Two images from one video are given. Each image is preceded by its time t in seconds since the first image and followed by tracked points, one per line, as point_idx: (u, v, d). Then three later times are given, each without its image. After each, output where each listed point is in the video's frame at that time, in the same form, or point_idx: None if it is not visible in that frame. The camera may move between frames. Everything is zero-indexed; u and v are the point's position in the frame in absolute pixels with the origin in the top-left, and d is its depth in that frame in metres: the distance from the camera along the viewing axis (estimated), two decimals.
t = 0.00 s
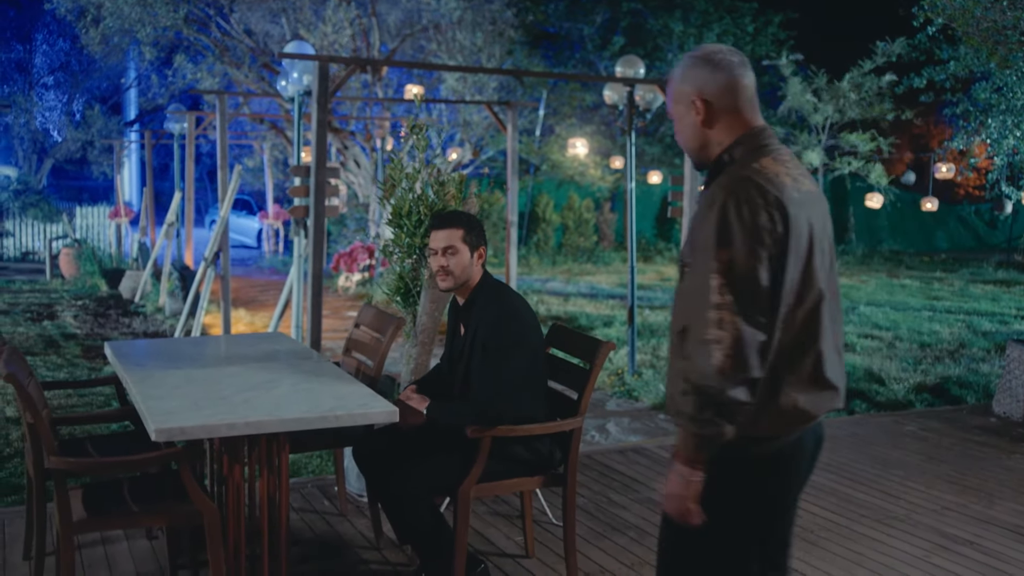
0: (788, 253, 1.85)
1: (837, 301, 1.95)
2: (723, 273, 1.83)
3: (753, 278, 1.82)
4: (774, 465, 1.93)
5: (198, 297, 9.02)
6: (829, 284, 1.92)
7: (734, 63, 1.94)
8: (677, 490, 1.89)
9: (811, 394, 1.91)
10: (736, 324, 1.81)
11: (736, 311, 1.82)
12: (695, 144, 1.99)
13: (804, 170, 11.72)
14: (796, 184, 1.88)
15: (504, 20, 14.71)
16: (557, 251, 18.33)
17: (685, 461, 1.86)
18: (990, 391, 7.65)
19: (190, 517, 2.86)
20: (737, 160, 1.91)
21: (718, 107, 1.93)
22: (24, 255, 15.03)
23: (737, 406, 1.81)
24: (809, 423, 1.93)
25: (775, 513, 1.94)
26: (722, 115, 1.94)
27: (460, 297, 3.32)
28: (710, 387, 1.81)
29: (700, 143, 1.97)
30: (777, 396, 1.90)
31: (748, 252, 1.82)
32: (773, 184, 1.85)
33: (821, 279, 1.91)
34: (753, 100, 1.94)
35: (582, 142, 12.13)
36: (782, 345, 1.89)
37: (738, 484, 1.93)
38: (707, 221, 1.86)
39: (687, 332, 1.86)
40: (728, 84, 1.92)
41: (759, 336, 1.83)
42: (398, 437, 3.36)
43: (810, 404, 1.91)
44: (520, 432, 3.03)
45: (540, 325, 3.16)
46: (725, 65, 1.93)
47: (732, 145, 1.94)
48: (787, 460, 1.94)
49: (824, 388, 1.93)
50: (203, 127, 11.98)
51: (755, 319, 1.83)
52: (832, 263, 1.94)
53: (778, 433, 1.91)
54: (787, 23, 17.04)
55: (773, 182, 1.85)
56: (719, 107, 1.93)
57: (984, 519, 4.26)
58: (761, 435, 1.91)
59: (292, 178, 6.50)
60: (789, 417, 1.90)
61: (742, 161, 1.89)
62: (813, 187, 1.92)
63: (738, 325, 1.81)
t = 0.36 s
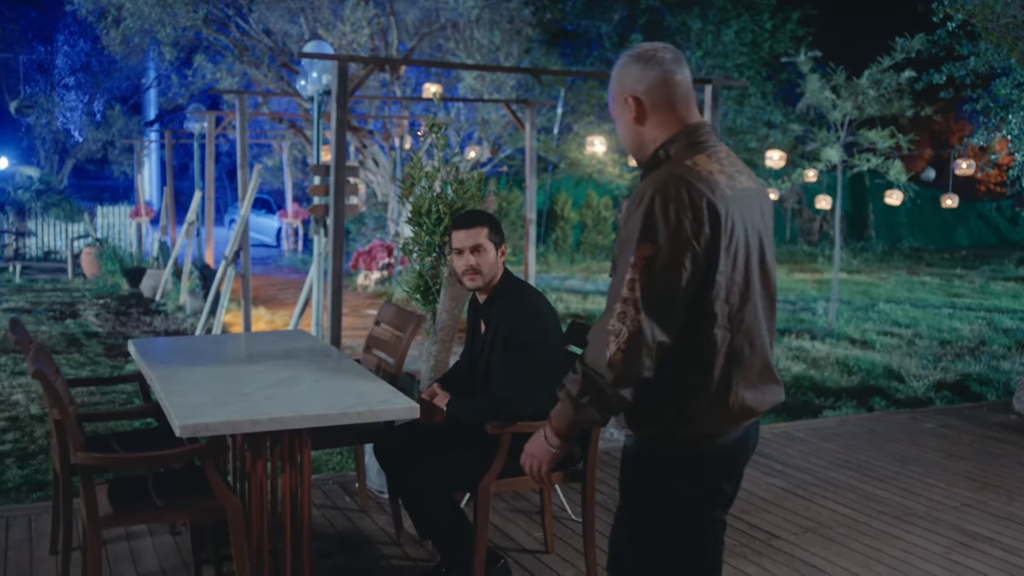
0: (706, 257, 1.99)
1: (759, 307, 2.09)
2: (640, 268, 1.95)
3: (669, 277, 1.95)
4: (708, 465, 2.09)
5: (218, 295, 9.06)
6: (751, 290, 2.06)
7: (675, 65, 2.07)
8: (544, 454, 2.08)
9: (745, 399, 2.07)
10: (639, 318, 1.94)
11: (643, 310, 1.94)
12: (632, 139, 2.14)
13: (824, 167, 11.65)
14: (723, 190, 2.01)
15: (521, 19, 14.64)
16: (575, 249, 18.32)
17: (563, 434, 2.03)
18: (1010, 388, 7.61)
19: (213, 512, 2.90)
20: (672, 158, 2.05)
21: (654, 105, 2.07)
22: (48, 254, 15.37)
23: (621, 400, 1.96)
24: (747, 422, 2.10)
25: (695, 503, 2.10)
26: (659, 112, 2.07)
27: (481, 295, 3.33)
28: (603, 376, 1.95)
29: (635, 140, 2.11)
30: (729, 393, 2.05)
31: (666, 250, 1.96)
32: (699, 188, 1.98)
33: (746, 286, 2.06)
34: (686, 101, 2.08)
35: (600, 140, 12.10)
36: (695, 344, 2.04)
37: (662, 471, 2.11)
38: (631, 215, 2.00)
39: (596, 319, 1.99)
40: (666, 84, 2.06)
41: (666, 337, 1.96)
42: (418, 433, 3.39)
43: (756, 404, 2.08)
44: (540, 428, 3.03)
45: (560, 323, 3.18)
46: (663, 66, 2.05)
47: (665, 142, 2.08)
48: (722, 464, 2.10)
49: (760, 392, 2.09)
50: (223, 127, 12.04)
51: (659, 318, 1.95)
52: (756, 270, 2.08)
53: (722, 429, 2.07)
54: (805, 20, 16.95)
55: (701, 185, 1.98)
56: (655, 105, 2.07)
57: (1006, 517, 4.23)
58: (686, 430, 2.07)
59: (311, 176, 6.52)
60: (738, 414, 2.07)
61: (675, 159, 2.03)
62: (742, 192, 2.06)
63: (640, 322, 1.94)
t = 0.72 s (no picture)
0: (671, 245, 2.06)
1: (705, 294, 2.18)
2: (627, 261, 1.98)
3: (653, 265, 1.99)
4: (687, 449, 2.17)
5: (248, 293, 9.14)
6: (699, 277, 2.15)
7: (598, 76, 2.13)
8: (603, 484, 1.99)
9: (703, 378, 2.14)
10: (644, 308, 1.96)
11: (643, 296, 1.97)
12: (566, 152, 2.16)
13: (852, 163, 11.58)
14: (669, 183, 2.10)
15: (548, 16, 14.76)
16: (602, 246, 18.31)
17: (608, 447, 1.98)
18: None
19: (245, 507, 2.93)
20: (617, 159, 2.09)
21: (584, 112, 2.11)
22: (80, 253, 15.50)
23: (648, 388, 1.96)
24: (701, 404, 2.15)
25: (666, 493, 2.13)
26: (589, 118, 2.11)
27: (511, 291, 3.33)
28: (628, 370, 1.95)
29: (570, 150, 2.14)
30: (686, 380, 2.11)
31: (648, 241, 1.99)
32: (653, 181, 2.05)
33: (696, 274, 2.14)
34: (613, 104, 2.14)
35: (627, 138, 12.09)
36: (675, 332, 2.08)
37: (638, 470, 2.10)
38: (601, 217, 2.01)
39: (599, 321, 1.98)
40: (595, 94, 2.11)
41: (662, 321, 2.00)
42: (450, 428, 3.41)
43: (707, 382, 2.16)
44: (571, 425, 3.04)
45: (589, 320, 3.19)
46: (589, 79, 2.11)
47: (602, 148, 2.11)
48: (686, 445, 2.17)
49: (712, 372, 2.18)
50: (252, 126, 12.18)
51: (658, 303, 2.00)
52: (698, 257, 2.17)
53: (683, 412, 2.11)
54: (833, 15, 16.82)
55: (654, 176, 2.06)
56: (585, 113, 2.11)
57: None
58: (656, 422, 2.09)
59: (340, 175, 6.58)
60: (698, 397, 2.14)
61: (620, 159, 2.08)
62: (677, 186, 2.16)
63: (646, 310, 1.96)
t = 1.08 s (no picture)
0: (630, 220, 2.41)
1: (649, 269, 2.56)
2: (595, 235, 2.33)
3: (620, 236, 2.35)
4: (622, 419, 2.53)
5: (283, 291, 9.21)
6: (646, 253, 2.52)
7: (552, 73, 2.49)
8: (525, 426, 2.39)
9: (648, 352, 2.51)
10: (606, 279, 2.31)
11: (611, 266, 2.33)
12: (524, 139, 2.48)
13: (890, 161, 11.42)
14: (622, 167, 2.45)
15: (582, 14, 14.94)
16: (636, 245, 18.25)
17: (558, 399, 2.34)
18: None
19: (284, 504, 2.95)
20: (576, 140, 2.44)
21: (539, 105, 2.46)
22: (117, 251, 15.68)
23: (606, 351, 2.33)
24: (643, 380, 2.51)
25: (597, 457, 2.51)
26: (542, 112, 2.47)
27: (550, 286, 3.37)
28: (588, 333, 2.31)
29: (526, 137, 2.49)
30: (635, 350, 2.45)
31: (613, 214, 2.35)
32: (613, 164, 2.40)
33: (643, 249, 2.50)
34: (564, 99, 2.50)
35: (662, 136, 12.02)
36: (629, 302, 2.43)
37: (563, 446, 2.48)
38: (567, 196, 2.35)
39: (566, 287, 2.32)
40: (548, 88, 2.47)
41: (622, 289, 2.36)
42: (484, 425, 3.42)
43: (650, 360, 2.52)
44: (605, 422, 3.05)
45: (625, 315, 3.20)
46: (541, 76, 2.47)
47: (557, 135, 2.45)
48: (623, 414, 2.53)
49: (654, 348, 2.54)
50: (286, 125, 12.28)
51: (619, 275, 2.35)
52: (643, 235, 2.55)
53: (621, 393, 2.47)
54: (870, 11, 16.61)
55: (612, 160, 2.40)
56: (540, 106, 2.46)
57: None
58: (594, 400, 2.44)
59: (375, 174, 6.60)
60: (641, 367, 2.48)
61: (578, 142, 2.42)
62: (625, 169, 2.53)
63: (609, 281, 2.31)
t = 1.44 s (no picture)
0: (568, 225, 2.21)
1: (613, 275, 2.32)
2: (525, 242, 2.18)
3: (546, 244, 2.18)
4: (573, 424, 2.28)
5: (319, 288, 9.29)
6: (605, 257, 2.29)
7: (521, 70, 2.33)
8: (478, 438, 2.23)
9: (599, 353, 2.29)
10: (533, 287, 2.17)
11: (536, 275, 2.17)
12: (487, 139, 2.35)
13: (930, 158, 11.27)
14: (575, 167, 2.25)
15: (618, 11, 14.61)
16: (672, 243, 18.17)
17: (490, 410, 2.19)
18: None
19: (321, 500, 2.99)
20: (527, 144, 2.27)
21: (500, 104, 2.31)
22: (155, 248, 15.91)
23: (533, 361, 2.17)
24: (595, 385, 2.29)
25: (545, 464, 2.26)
26: (503, 110, 2.31)
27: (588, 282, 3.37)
28: (513, 342, 2.17)
29: (489, 138, 2.35)
30: (574, 353, 2.25)
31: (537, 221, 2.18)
32: (556, 167, 2.21)
33: (597, 253, 2.28)
34: (527, 94, 2.32)
35: (697, 133, 11.94)
36: (573, 311, 2.23)
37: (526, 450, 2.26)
38: (502, 200, 2.21)
39: (494, 296, 2.19)
40: (514, 87, 2.31)
41: (554, 298, 2.19)
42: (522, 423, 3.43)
43: (601, 362, 2.29)
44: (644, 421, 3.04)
45: (665, 313, 3.17)
46: (504, 70, 2.30)
47: (515, 136, 2.30)
48: (576, 420, 2.28)
49: (610, 352, 2.31)
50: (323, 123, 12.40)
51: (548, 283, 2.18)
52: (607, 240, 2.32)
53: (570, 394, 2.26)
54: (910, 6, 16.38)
55: (556, 161, 2.21)
56: (499, 105, 2.31)
57: None
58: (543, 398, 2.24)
59: (411, 172, 6.64)
60: (584, 374, 2.25)
61: (529, 144, 2.26)
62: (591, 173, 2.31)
63: (534, 289, 2.17)
